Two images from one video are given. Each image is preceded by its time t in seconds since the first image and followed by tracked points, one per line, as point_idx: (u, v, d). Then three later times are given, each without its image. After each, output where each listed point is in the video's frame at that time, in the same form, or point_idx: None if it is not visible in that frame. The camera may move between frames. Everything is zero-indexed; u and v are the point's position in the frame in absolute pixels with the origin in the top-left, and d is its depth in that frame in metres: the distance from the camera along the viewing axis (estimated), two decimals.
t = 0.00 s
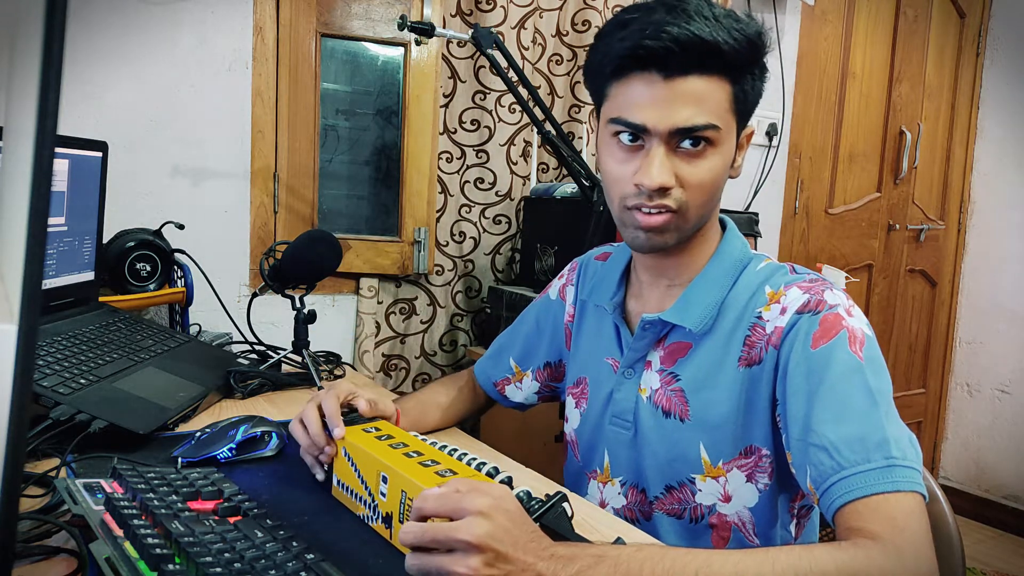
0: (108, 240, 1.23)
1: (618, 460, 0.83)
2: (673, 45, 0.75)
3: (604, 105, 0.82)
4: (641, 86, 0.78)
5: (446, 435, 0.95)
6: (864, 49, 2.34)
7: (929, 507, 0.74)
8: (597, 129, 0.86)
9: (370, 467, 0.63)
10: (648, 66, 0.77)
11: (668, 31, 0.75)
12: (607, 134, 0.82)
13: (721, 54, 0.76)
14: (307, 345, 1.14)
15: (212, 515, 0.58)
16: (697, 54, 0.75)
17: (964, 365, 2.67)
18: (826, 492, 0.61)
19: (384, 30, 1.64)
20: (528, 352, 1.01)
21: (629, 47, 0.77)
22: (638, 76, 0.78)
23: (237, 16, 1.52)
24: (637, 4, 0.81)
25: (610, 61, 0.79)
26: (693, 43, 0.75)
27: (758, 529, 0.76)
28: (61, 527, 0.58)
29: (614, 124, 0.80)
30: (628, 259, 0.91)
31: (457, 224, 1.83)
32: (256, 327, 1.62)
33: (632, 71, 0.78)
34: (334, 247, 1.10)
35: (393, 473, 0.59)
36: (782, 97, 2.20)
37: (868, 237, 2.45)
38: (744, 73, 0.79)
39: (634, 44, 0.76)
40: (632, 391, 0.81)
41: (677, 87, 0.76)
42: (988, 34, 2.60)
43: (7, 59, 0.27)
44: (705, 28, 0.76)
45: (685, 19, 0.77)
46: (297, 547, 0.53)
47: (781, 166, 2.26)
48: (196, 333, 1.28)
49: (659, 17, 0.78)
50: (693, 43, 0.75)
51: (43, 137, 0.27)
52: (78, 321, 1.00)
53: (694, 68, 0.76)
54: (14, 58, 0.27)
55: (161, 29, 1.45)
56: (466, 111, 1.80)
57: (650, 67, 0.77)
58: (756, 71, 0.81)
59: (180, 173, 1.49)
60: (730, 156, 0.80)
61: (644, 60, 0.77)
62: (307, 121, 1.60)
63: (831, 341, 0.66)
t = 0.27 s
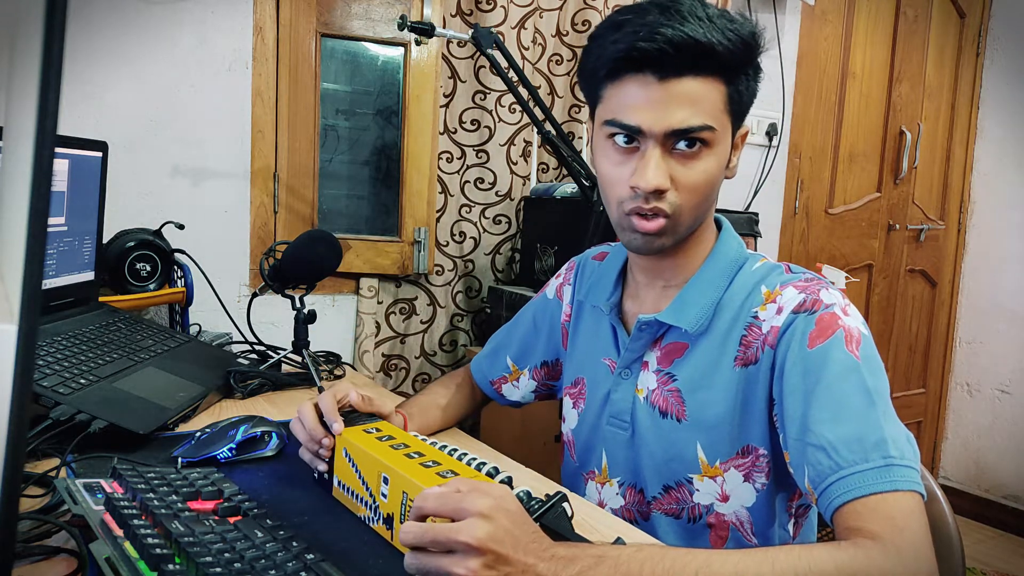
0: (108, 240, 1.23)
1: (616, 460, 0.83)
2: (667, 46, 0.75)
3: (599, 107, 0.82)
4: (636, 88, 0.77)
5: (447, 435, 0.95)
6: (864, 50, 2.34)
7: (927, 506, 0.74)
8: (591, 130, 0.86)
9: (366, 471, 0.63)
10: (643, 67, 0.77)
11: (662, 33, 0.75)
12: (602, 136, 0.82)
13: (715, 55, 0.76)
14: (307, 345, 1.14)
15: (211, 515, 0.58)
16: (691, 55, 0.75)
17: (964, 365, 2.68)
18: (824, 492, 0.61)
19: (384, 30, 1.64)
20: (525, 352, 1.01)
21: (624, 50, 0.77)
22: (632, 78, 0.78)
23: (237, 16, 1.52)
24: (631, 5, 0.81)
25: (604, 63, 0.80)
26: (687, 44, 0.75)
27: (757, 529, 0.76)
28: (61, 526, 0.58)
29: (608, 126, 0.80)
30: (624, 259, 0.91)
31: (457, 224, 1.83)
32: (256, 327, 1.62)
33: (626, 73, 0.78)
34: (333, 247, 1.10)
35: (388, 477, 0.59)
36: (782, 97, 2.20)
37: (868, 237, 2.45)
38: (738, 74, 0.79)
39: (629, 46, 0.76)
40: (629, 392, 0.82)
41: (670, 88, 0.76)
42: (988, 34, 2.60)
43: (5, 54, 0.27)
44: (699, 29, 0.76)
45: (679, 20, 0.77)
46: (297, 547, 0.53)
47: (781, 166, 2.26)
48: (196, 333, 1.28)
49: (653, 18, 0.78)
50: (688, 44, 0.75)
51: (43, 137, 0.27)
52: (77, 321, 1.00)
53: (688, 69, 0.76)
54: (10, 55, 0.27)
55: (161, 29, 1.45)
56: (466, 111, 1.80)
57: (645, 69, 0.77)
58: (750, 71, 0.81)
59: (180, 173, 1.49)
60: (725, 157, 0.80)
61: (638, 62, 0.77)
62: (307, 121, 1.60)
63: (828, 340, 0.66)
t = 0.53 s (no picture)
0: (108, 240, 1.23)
1: (615, 460, 0.83)
2: (668, 41, 0.75)
3: (599, 104, 0.83)
4: (636, 84, 0.78)
5: (448, 435, 0.95)
6: (864, 50, 2.34)
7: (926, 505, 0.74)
8: (592, 128, 0.86)
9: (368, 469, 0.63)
10: (643, 63, 0.77)
11: (662, 29, 0.75)
12: (603, 133, 0.82)
13: (715, 52, 0.76)
14: (307, 345, 1.14)
15: (212, 515, 0.58)
16: (692, 51, 0.75)
17: (964, 365, 2.67)
18: (823, 491, 0.61)
19: (384, 30, 1.64)
20: (524, 351, 1.01)
21: (624, 46, 0.77)
22: (633, 74, 0.78)
23: (237, 16, 1.52)
24: (630, 5, 0.81)
25: (603, 61, 0.80)
26: (687, 39, 0.75)
27: (756, 528, 0.76)
28: (61, 526, 0.58)
29: (609, 122, 0.80)
30: (624, 258, 0.91)
31: (457, 224, 1.83)
32: (256, 327, 1.62)
33: (627, 69, 0.78)
34: (332, 246, 1.10)
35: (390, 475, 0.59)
36: (782, 97, 2.20)
37: (868, 237, 2.45)
38: (738, 71, 0.79)
39: (629, 42, 0.77)
40: (628, 391, 0.82)
41: (670, 84, 0.76)
42: (988, 34, 2.60)
43: (5, 55, 0.27)
44: (700, 25, 0.76)
45: (680, 16, 0.77)
46: (297, 546, 0.54)
47: (781, 166, 2.26)
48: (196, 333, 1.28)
49: (654, 14, 0.78)
50: (688, 40, 0.75)
51: (43, 137, 0.27)
52: (77, 321, 1.00)
53: (689, 64, 0.76)
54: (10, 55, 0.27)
55: (161, 29, 1.45)
56: (466, 111, 1.80)
57: (646, 65, 0.77)
58: (750, 69, 0.81)
59: (180, 173, 1.49)
60: (725, 154, 0.80)
61: (639, 57, 0.77)
62: (307, 121, 1.60)
63: (827, 340, 0.66)
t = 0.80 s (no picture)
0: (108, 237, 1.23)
1: (628, 440, 0.83)
2: (691, 21, 0.77)
3: (626, 90, 0.84)
4: (663, 62, 0.79)
5: (449, 433, 0.94)
6: (864, 48, 2.34)
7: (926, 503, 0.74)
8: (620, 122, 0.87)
9: (341, 481, 0.61)
10: (670, 45, 0.79)
11: (686, 9, 0.77)
12: (631, 115, 0.83)
13: (735, 36, 0.78)
14: (307, 343, 1.14)
15: (212, 512, 0.58)
16: (714, 31, 0.77)
17: (964, 363, 2.68)
18: (816, 470, 0.61)
19: (384, 28, 1.64)
20: (545, 341, 1.01)
21: (648, 27, 0.79)
22: (660, 55, 0.80)
23: (237, 13, 1.51)
24: None
25: (630, 45, 0.82)
26: (709, 19, 0.77)
27: (763, 508, 0.76)
28: (62, 524, 0.58)
29: (638, 103, 0.81)
30: (645, 252, 0.92)
31: (457, 221, 1.83)
32: (256, 325, 1.61)
33: (655, 50, 0.80)
34: (332, 244, 1.10)
35: (365, 488, 0.58)
36: (782, 95, 2.20)
37: (868, 235, 2.45)
38: (758, 59, 0.81)
39: (652, 23, 0.79)
40: (644, 372, 0.82)
41: (692, 62, 0.78)
42: (988, 32, 2.60)
43: (5, 53, 0.27)
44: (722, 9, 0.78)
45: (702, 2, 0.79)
46: (297, 544, 0.53)
47: (781, 164, 2.26)
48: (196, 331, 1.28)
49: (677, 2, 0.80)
50: (711, 21, 0.77)
51: (43, 136, 0.27)
52: (77, 319, 1.00)
53: (712, 44, 0.78)
54: (9, 53, 0.27)
55: (160, 27, 1.45)
56: (466, 108, 1.80)
57: (671, 46, 0.79)
58: (769, 62, 0.82)
59: (180, 171, 1.49)
60: (750, 133, 0.80)
61: (665, 37, 0.79)
62: (306, 118, 1.60)
63: (840, 329, 0.66)
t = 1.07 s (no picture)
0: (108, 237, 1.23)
1: (626, 442, 0.83)
2: (694, 23, 0.76)
3: (627, 90, 0.84)
4: (665, 65, 0.79)
5: (449, 432, 0.93)
6: (864, 48, 2.34)
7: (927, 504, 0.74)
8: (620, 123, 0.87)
9: (342, 481, 0.61)
10: (672, 48, 0.79)
11: (689, 11, 0.77)
12: (631, 117, 0.83)
13: (738, 38, 0.77)
14: (307, 343, 1.14)
15: (212, 513, 0.58)
16: (715, 34, 0.77)
17: (964, 363, 2.68)
18: (816, 471, 0.61)
19: (384, 28, 1.64)
20: (543, 341, 1.01)
21: (651, 29, 0.79)
22: (662, 57, 0.80)
23: (237, 13, 1.51)
24: None
25: (631, 45, 0.81)
26: (712, 22, 0.76)
27: (761, 510, 0.76)
28: (62, 524, 0.58)
29: (638, 106, 0.81)
30: (644, 252, 0.92)
31: (457, 221, 1.83)
32: (256, 324, 1.61)
33: (657, 53, 0.80)
34: (332, 244, 1.10)
35: (365, 489, 0.58)
36: (782, 95, 2.20)
37: (868, 235, 2.45)
38: (761, 61, 0.81)
39: (655, 25, 0.78)
40: (642, 374, 0.82)
41: (694, 65, 0.78)
42: (988, 32, 2.60)
43: (4, 52, 0.27)
44: (727, 12, 0.77)
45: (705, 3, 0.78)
46: (297, 544, 0.53)
47: (781, 164, 2.26)
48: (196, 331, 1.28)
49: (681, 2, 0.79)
50: (714, 23, 0.76)
51: (43, 136, 0.27)
52: (77, 319, 1.00)
53: (715, 47, 0.78)
54: (9, 52, 0.27)
55: (160, 27, 1.45)
56: (466, 108, 1.80)
57: (674, 49, 0.79)
58: (771, 63, 0.82)
59: (180, 171, 1.49)
60: (750, 137, 0.80)
61: (666, 39, 0.78)
62: (306, 118, 1.60)
63: (839, 330, 0.66)
